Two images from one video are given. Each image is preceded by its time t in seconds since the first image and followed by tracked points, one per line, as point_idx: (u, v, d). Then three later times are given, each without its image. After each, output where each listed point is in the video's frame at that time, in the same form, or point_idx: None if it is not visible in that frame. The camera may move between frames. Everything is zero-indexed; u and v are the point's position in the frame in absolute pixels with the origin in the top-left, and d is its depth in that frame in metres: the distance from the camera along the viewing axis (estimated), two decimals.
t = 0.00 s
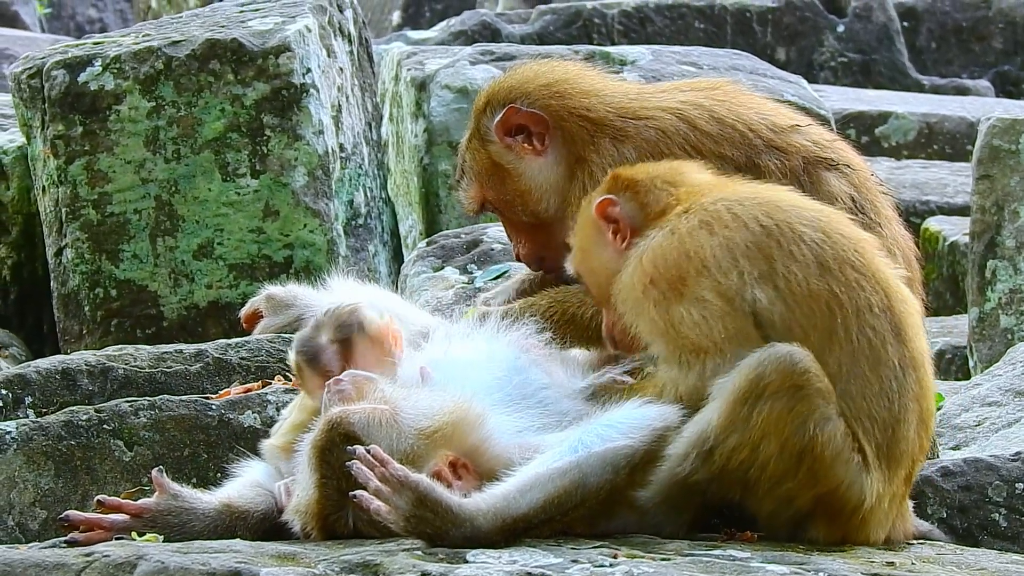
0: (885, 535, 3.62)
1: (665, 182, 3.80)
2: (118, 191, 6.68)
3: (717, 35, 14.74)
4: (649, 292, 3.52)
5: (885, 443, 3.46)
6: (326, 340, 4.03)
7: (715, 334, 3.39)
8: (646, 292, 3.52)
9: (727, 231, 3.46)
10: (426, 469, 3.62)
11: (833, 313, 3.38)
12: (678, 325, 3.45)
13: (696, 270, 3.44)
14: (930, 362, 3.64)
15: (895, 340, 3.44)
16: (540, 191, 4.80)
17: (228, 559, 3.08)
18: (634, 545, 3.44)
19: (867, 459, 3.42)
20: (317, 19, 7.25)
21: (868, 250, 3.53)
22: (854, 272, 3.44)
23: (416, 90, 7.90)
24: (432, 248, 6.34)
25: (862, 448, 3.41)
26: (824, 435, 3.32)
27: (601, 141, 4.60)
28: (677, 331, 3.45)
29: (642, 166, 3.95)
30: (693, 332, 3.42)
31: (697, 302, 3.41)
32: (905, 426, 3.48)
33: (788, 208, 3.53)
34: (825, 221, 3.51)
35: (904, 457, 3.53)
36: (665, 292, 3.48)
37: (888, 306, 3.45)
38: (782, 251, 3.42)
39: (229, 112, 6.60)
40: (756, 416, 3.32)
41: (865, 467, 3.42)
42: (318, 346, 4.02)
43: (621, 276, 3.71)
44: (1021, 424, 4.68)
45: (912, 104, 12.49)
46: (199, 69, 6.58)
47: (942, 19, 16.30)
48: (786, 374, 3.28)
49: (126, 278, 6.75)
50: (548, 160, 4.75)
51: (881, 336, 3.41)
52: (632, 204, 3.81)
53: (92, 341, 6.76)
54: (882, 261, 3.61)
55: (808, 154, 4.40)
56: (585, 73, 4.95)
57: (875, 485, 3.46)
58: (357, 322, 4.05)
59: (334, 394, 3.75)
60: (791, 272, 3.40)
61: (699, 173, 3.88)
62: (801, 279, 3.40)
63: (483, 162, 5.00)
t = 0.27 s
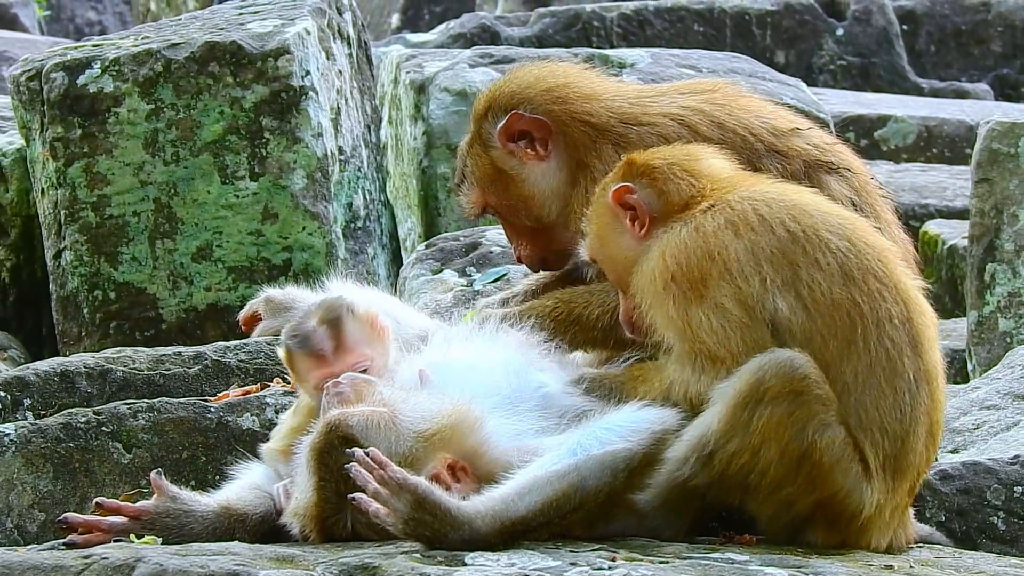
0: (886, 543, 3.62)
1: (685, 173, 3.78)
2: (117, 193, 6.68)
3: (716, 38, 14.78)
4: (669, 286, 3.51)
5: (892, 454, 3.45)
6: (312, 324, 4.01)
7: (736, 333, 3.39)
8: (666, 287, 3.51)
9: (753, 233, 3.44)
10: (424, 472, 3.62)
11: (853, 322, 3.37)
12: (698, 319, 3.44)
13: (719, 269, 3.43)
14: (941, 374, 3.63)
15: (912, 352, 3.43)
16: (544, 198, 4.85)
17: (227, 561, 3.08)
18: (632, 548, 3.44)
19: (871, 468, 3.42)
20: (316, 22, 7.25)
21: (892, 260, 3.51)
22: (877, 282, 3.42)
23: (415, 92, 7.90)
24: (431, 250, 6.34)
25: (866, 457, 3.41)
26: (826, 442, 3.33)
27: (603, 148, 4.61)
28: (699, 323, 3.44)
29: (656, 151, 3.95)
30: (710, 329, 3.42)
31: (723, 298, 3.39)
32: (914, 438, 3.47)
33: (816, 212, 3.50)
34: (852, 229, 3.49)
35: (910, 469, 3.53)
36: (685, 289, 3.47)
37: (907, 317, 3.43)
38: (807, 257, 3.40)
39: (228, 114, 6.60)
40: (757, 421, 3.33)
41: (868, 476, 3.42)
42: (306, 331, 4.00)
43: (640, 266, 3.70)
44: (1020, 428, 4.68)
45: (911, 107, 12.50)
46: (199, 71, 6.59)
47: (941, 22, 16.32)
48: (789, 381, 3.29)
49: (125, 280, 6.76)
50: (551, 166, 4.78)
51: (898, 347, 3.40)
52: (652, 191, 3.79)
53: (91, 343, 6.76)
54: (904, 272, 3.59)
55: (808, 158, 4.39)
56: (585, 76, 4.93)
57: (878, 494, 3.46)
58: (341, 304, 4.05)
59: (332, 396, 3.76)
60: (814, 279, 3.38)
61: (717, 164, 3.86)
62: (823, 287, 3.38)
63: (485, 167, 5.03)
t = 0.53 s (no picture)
0: (888, 546, 3.61)
1: (700, 168, 3.79)
2: (117, 195, 6.68)
3: (717, 41, 14.79)
4: (673, 281, 3.55)
5: (896, 459, 3.44)
6: (310, 340, 4.00)
7: (720, 345, 3.48)
8: (671, 282, 3.55)
9: (761, 231, 3.44)
10: (425, 474, 3.61)
11: (858, 324, 3.37)
12: (692, 321, 3.51)
13: (724, 266, 3.45)
14: (947, 379, 3.62)
15: (917, 357, 3.42)
16: (546, 199, 4.83)
17: (227, 563, 3.08)
18: (632, 550, 3.44)
19: (873, 473, 3.41)
20: (317, 24, 7.25)
21: (900, 263, 3.50)
22: (884, 285, 3.41)
23: (416, 94, 7.90)
24: (432, 252, 6.34)
25: (869, 462, 3.40)
26: (826, 445, 3.33)
27: (607, 146, 4.63)
28: (692, 326, 3.52)
29: (671, 148, 3.95)
30: (698, 335, 3.51)
31: (716, 303, 3.47)
32: (918, 444, 3.46)
33: (827, 212, 3.50)
34: (861, 231, 3.48)
35: (914, 474, 3.51)
36: (689, 284, 3.51)
37: (914, 322, 3.42)
38: (812, 258, 3.40)
39: (228, 116, 6.60)
40: (757, 424, 3.33)
41: (869, 480, 3.42)
42: (307, 347, 3.98)
43: (647, 258, 3.72)
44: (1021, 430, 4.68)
45: (911, 109, 12.50)
46: (199, 73, 6.58)
47: (943, 24, 16.30)
48: (789, 383, 3.31)
49: (125, 282, 6.76)
50: (554, 167, 4.78)
51: (904, 351, 3.39)
52: (665, 185, 3.79)
53: (92, 345, 6.76)
54: (914, 277, 3.58)
55: (809, 158, 4.39)
56: (585, 78, 4.95)
57: (880, 498, 3.46)
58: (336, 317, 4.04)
59: (332, 398, 3.76)
60: (819, 281, 3.39)
61: (732, 162, 3.86)
62: (828, 289, 3.38)
63: (486, 171, 5.02)
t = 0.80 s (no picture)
0: (890, 546, 3.61)
1: (710, 169, 3.81)
2: (119, 196, 6.68)
3: (719, 40, 14.80)
4: (682, 279, 3.55)
5: (900, 458, 3.44)
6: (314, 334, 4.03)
7: (729, 341, 3.48)
8: (679, 279, 3.56)
9: (770, 227, 3.45)
10: (428, 474, 3.62)
11: (864, 322, 3.37)
12: (702, 318, 3.52)
13: (732, 262, 3.46)
14: (952, 380, 3.63)
15: (923, 355, 3.42)
16: (548, 206, 4.84)
17: (230, 564, 3.08)
18: (635, 550, 3.44)
19: (877, 471, 3.42)
20: (319, 24, 7.25)
21: (907, 263, 3.51)
22: (891, 283, 3.42)
23: (418, 95, 7.90)
24: (434, 253, 6.34)
25: (872, 460, 3.40)
26: (830, 442, 3.33)
27: (608, 153, 4.62)
28: (701, 322, 3.52)
29: (682, 151, 3.96)
30: (707, 332, 3.52)
31: (725, 301, 3.47)
32: (922, 444, 3.46)
33: (835, 210, 3.51)
34: (869, 229, 3.49)
35: (917, 473, 3.51)
36: (697, 282, 3.52)
37: (921, 321, 3.43)
38: (820, 255, 3.41)
39: (231, 117, 6.61)
40: (760, 419, 3.33)
41: (873, 478, 3.42)
42: (309, 342, 4.01)
43: (654, 257, 3.73)
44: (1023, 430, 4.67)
45: (913, 109, 12.50)
46: (201, 74, 6.59)
47: (944, 24, 16.33)
48: (794, 378, 3.31)
49: (128, 282, 6.76)
50: (554, 174, 4.78)
51: (911, 350, 3.39)
52: (676, 185, 3.81)
53: (94, 346, 6.75)
54: (921, 277, 3.59)
55: (811, 159, 4.39)
56: (583, 82, 4.93)
57: (883, 497, 3.46)
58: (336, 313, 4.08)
59: (335, 399, 3.76)
60: (826, 277, 3.39)
61: (741, 165, 3.88)
62: (835, 286, 3.39)
63: (488, 178, 5.02)
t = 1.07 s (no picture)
0: (895, 546, 3.60)
1: (711, 172, 3.82)
2: (123, 196, 6.68)
3: (723, 40, 14.79)
4: (685, 285, 3.57)
5: (903, 458, 3.44)
6: (310, 357, 3.95)
7: (734, 345, 3.49)
8: (681, 285, 3.58)
9: (770, 230, 3.47)
10: (431, 474, 3.61)
11: (866, 322, 3.37)
12: (706, 322, 3.54)
13: (734, 266, 3.48)
14: (957, 381, 3.62)
15: (926, 355, 3.41)
16: (552, 206, 4.86)
17: (234, 564, 3.08)
18: (638, 550, 3.44)
19: (879, 470, 3.42)
20: (322, 24, 7.24)
21: (910, 264, 3.51)
22: (893, 283, 3.42)
23: (421, 94, 7.89)
24: (438, 253, 6.34)
25: (874, 459, 3.40)
26: (830, 442, 3.34)
27: (613, 152, 4.63)
28: (704, 326, 3.54)
29: (684, 154, 3.98)
30: (712, 336, 3.53)
31: (729, 305, 3.49)
32: (926, 444, 3.45)
33: (835, 212, 3.52)
34: (871, 230, 3.50)
35: (921, 473, 3.51)
36: (700, 287, 3.54)
37: (923, 321, 3.42)
38: (820, 256, 3.42)
39: (234, 117, 6.61)
40: (760, 419, 3.34)
41: (875, 478, 3.42)
42: (304, 364, 3.93)
43: (658, 263, 3.75)
44: None
45: (917, 109, 12.50)
46: (204, 73, 6.59)
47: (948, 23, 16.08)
48: (793, 378, 3.32)
49: (131, 282, 6.76)
50: (558, 174, 4.78)
51: (913, 350, 3.39)
52: (678, 189, 3.82)
53: (97, 345, 6.76)
54: (924, 278, 3.59)
55: (815, 158, 4.39)
56: (587, 82, 4.92)
57: (885, 497, 3.45)
58: (339, 332, 3.95)
59: (339, 399, 3.76)
60: (827, 279, 3.40)
61: (742, 169, 3.89)
62: (836, 287, 3.40)
63: (492, 178, 5.02)
